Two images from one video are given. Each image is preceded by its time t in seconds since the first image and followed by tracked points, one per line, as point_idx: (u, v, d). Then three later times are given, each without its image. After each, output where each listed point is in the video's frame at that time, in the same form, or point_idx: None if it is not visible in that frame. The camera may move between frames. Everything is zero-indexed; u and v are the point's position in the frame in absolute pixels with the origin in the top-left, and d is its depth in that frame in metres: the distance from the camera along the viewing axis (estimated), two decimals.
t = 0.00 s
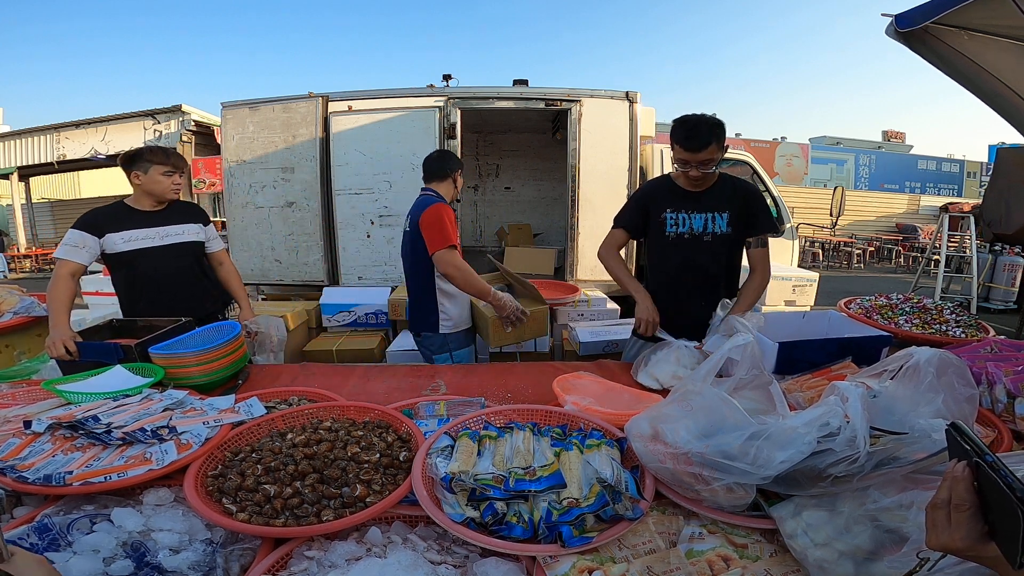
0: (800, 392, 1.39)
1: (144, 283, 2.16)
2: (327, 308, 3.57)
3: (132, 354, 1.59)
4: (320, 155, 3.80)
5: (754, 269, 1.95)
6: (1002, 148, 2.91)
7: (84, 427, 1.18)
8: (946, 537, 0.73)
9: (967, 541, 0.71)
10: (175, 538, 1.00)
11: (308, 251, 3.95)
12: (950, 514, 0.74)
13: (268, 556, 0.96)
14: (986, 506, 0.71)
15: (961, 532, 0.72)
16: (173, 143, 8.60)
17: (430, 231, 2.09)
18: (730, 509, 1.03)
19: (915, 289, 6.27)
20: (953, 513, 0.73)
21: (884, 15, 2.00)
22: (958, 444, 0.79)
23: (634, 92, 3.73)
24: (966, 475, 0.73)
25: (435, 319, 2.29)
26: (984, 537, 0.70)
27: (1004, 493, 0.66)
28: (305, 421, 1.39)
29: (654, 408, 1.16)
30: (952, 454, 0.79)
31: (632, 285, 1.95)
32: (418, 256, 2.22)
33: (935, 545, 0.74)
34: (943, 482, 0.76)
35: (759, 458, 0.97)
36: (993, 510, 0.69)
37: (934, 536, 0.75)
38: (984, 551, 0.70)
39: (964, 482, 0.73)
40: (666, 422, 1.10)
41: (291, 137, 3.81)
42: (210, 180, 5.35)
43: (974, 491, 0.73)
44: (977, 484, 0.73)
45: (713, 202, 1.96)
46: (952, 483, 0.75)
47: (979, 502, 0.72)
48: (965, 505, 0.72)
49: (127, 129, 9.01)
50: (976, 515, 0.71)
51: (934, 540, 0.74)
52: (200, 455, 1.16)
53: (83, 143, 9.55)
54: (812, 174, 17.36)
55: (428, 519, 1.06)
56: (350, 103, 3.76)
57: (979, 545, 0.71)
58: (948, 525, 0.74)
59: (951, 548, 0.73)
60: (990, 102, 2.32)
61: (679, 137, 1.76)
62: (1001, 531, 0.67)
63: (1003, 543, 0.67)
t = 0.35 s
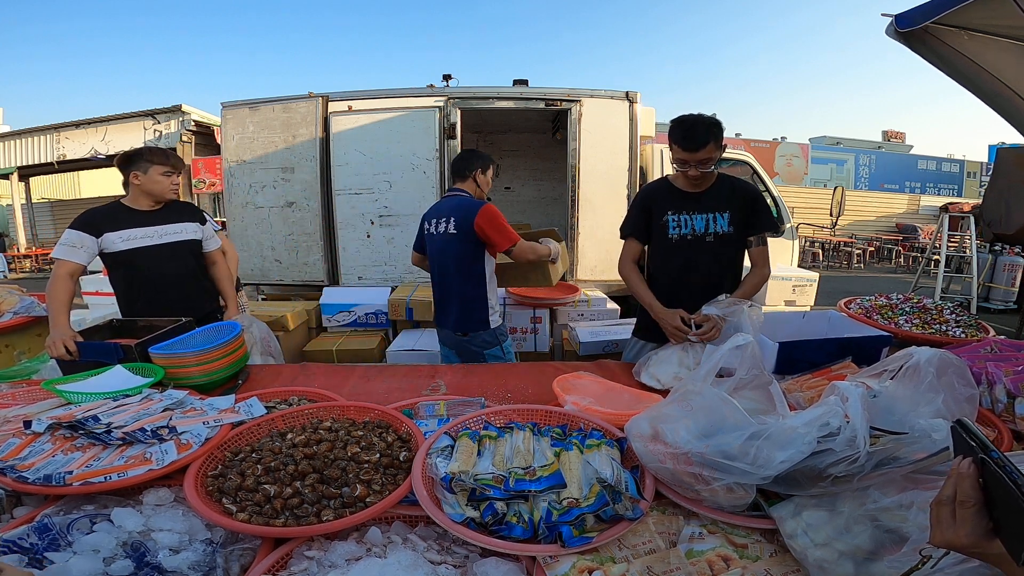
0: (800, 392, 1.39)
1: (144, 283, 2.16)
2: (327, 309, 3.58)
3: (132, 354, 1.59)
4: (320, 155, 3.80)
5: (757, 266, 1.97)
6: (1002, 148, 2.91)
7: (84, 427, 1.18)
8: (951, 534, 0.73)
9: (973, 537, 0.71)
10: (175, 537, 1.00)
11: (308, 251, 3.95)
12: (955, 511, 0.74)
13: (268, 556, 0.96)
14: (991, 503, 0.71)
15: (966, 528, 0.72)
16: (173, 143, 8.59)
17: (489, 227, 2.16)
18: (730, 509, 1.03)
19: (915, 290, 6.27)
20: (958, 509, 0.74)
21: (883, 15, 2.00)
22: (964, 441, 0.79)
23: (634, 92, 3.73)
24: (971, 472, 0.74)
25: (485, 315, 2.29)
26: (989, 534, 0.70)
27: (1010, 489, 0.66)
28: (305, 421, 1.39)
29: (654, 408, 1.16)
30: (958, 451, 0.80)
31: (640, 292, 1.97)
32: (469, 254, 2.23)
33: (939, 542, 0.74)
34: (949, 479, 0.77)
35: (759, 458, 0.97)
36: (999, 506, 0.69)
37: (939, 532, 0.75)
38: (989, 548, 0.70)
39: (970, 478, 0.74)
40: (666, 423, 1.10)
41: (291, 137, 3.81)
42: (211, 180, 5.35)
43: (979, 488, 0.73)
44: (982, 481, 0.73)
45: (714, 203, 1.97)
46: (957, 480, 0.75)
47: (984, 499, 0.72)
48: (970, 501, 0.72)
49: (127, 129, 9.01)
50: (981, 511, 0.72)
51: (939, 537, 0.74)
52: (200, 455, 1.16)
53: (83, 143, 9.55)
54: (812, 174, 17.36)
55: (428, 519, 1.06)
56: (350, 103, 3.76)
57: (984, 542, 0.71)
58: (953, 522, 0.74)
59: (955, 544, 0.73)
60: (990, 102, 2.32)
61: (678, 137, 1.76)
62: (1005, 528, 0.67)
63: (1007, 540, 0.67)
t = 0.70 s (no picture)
0: (800, 392, 1.39)
1: (145, 284, 2.17)
2: (326, 309, 3.58)
3: (132, 354, 1.59)
4: (320, 155, 3.80)
5: (757, 268, 1.96)
6: (1002, 148, 2.91)
7: (84, 427, 1.18)
8: (952, 533, 0.73)
9: (974, 536, 0.71)
10: (175, 537, 1.00)
11: (308, 251, 3.95)
12: (956, 510, 0.74)
13: (268, 556, 0.96)
14: (993, 502, 0.71)
15: (967, 527, 0.72)
16: (173, 143, 8.59)
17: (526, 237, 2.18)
18: (730, 509, 1.03)
19: (915, 290, 6.27)
20: (959, 508, 0.74)
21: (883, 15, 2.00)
22: (965, 440, 0.79)
23: (634, 93, 3.73)
24: (973, 471, 0.74)
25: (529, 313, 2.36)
26: (990, 533, 0.70)
27: (1011, 488, 0.66)
28: (305, 421, 1.39)
29: (654, 409, 1.16)
30: (960, 450, 0.80)
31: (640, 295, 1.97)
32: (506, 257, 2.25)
33: (940, 541, 0.74)
34: (950, 478, 0.77)
35: (759, 458, 0.97)
36: (1000, 505, 0.69)
37: (940, 531, 0.75)
38: (990, 547, 0.70)
39: (971, 477, 0.74)
40: (666, 423, 1.10)
41: (291, 137, 3.81)
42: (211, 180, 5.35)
43: (980, 487, 0.73)
44: (983, 481, 0.73)
45: (715, 203, 1.96)
46: (959, 479, 0.75)
47: (985, 498, 0.72)
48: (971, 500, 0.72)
49: (127, 129, 9.01)
50: (982, 510, 0.72)
51: (940, 535, 0.74)
52: (200, 455, 1.16)
53: (83, 143, 9.55)
54: (812, 174, 17.36)
55: (428, 519, 1.06)
56: (350, 103, 3.76)
57: (985, 540, 0.70)
58: (954, 521, 0.74)
59: (956, 543, 0.73)
60: (990, 101, 2.32)
61: (676, 137, 1.76)
62: (1007, 527, 0.67)
63: (1009, 539, 0.67)
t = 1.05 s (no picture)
0: (800, 392, 1.39)
1: (145, 284, 2.17)
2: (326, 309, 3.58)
3: (132, 354, 1.59)
4: (320, 155, 3.80)
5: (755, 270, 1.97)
6: (1002, 148, 2.91)
7: (84, 427, 1.18)
8: (953, 531, 0.74)
9: (974, 535, 0.71)
10: (175, 537, 1.00)
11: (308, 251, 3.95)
12: (958, 508, 0.74)
13: (268, 556, 0.96)
14: (994, 500, 0.71)
15: (968, 526, 0.72)
16: (173, 143, 8.58)
17: (498, 239, 2.10)
18: (730, 510, 1.03)
19: (915, 290, 6.27)
20: (961, 507, 0.74)
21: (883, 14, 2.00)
22: (970, 438, 0.79)
23: (634, 93, 3.73)
24: (977, 470, 0.74)
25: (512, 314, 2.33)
26: (991, 532, 0.70)
27: (1012, 487, 0.66)
28: (305, 421, 1.39)
29: (654, 409, 1.16)
30: (965, 448, 0.80)
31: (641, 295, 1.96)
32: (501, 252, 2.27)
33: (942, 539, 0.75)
34: (953, 476, 0.77)
35: (759, 458, 0.97)
36: (1000, 504, 0.69)
37: (941, 529, 0.75)
38: (990, 546, 0.70)
39: (974, 476, 0.74)
40: (666, 423, 1.10)
41: (291, 137, 3.81)
42: (211, 180, 5.35)
43: (983, 485, 0.73)
44: (986, 479, 0.73)
45: (716, 203, 1.96)
46: (963, 477, 0.75)
47: (988, 497, 0.72)
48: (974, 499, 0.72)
49: (127, 129, 9.01)
50: (983, 509, 0.72)
51: (942, 534, 0.74)
52: (200, 455, 1.16)
53: (83, 143, 9.55)
54: (812, 174, 17.36)
55: (428, 519, 1.06)
56: (350, 103, 3.76)
57: (986, 540, 0.71)
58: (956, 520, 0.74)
59: (958, 542, 0.73)
60: (990, 101, 2.32)
61: (677, 137, 1.76)
62: (1007, 526, 0.67)
63: (1009, 538, 0.67)
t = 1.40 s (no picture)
0: (800, 392, 1.39)
1: (145, 285, 2.17)
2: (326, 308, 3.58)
3: (132, 354, 1.59)
4: (320, 155, 3.80)
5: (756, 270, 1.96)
6: (1002, 148, 2.91)
7: (84, 427, 1.18)
8: (950, 531, 0.73)
9: (971, 535, 0.71)
10: (175, 538, 1.00)
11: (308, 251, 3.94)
12: (955, 507, 0.74)
13: (268, 556, 0.96)
14: (990, 500, 0.71)
15: (965, 526, 0.72)
16: (173, 143, 8.58)
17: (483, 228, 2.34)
18: (730, 509, 1.03)
19: (915, 290, 6.27)
20: (958, 506, 0.74)
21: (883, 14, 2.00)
22: (967, 438, 0.79)
23: (634, 92, 3.74)
24: (973, 469, 0.74)
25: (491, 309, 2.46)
26: (988, 531, 0.71)
27: (1009, 486, 0.66)
28: (305, 421, 1.39)
29: (654, 408, 1.16)
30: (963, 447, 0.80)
31: (641, 294, 1.97)
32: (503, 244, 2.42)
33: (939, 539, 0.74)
34: (950, 476, 0.77)
35: (759, 458, 0.97)
36: (998, 504, 0.69)
37: (938, 529, 0.75)
38: (987, 545, 0.70)
39: (971, 475, 0.74)
40: (666, 423, 1.10)
41: (291, 137, 3.81)
42: (211, 180, 5.35)
43: (980, 485, 0.73)
44: (983, 478, 0.73)
45: (716, 203, 1.97)
46: (959, 476, 0.75)
47: (985, 496, 0.72)
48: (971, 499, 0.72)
49: (127, 129, 9.01)
50: (980, 509, 0.72)
51: (938, 534, 0.74)
52: (200, 455, 1.16)
53: (83, 143, 9.54)
54: (812, 174, 17.36)
55: (428, 519, 1.06)
56: (350, 103, 3.76)
57: (982, 539, 0.71)
58: (953, 519, 0.74)
59: (955, 541, 0.73)
60: (990, 101, 2.32)
61: (679, 137, 1.77)
62: (1005, 525, 0.67)
63: (1006, 537, 0.67)
